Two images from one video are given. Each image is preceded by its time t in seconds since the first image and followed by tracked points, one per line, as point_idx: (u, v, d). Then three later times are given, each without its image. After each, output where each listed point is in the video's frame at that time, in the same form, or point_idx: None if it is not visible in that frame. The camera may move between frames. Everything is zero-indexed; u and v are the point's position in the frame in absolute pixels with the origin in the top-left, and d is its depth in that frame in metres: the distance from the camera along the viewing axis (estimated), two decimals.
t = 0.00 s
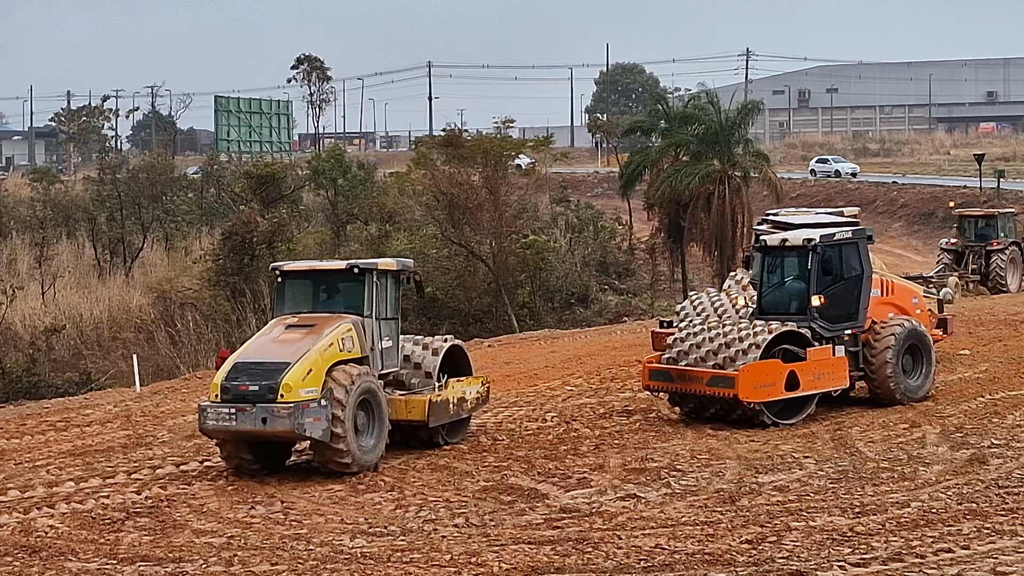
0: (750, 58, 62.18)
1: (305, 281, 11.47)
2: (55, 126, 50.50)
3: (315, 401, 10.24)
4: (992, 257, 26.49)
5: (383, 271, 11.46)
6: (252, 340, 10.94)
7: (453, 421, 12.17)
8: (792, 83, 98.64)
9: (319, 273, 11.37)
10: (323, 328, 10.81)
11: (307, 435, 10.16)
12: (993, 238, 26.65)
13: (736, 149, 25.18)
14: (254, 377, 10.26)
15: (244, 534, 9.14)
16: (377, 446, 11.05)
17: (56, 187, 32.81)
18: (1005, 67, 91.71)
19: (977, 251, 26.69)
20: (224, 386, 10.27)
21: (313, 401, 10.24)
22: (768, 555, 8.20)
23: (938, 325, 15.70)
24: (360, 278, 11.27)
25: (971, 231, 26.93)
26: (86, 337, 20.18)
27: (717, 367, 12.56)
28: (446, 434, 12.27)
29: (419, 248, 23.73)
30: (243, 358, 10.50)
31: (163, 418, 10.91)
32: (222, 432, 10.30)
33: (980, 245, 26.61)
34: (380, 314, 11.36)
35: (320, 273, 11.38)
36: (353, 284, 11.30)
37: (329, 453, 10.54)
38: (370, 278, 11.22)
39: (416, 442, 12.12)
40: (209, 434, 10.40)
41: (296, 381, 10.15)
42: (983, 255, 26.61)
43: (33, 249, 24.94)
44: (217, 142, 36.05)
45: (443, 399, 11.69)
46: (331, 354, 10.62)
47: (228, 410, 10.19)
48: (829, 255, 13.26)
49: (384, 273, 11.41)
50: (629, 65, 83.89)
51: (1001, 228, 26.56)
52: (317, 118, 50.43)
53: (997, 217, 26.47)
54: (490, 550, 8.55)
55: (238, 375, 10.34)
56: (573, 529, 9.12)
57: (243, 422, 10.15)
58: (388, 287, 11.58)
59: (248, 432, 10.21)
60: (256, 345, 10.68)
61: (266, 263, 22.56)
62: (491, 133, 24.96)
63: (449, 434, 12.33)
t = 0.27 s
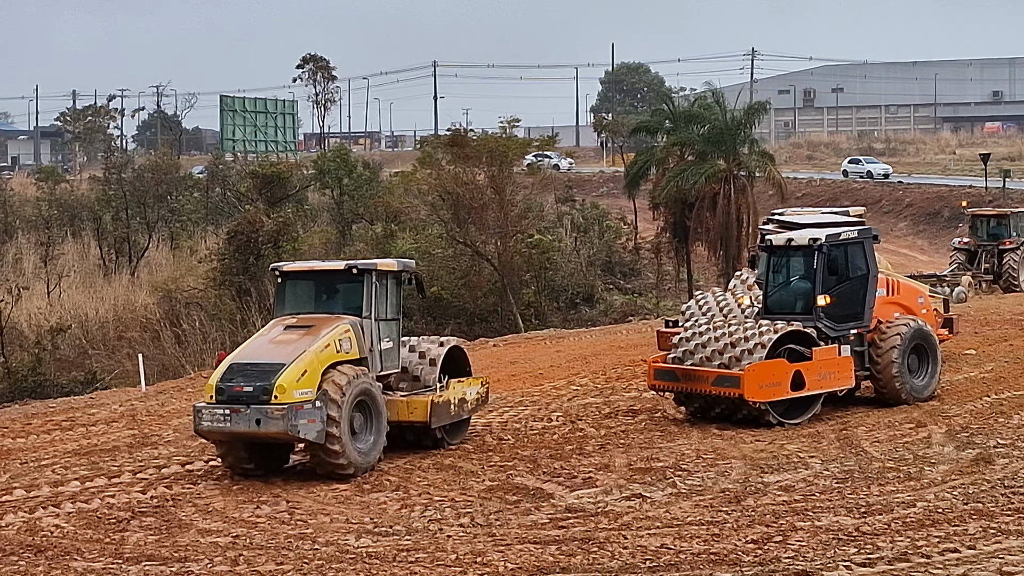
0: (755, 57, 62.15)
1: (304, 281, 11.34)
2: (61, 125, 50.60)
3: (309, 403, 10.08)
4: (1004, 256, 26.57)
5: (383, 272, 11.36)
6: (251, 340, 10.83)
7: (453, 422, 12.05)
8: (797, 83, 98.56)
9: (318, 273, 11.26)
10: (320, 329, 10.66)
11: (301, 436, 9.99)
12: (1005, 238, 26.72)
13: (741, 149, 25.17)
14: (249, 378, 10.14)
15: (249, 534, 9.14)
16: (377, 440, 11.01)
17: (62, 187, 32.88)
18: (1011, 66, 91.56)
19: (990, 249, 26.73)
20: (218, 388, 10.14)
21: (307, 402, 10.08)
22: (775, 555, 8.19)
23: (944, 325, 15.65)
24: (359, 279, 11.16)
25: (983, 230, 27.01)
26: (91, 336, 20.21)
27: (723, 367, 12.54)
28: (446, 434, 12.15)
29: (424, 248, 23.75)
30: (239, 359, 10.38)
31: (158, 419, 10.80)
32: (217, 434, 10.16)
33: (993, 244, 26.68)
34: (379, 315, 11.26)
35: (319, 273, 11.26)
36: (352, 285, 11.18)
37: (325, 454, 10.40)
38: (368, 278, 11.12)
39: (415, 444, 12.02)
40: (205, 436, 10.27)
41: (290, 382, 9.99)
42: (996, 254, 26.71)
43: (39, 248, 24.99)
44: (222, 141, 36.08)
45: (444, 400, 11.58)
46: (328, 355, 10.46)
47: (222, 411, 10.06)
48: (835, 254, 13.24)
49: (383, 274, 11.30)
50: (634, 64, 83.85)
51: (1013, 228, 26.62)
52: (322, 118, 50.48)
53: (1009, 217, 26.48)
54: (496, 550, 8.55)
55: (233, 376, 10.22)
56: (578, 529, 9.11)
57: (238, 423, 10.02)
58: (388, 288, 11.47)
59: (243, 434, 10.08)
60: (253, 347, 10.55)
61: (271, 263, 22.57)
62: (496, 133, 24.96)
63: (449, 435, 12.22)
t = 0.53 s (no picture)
0: (764, 57, 62.07)
1: (310, 282, 11.29)
2: (70, 125, 50.71)
3: (310, 405, 10.09)
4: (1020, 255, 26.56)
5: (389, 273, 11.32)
6: (255, 340, 10.83)
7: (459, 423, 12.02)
8: (807, 83, 98.38)
9: (323, 274, 11.22)
10: (324, 330, 10.65)
11: (301, 438, 10.01)
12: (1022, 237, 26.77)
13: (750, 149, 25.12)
14: (250, 379, 10.13)
15: (258, 533, 9.16)
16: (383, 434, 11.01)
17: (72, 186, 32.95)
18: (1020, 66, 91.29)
19: (1007, 248, 26.74)
20: (219, 388, 10.15)
21: (307, 404, 10.08)
22: (784, 555, 8.18)
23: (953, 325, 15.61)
24: (364, 280, 11.12)
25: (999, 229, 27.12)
26: (100, 336, 20.27)
27: (733, 366, 12.53)
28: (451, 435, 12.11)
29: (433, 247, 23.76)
30: (241, 359, 10.37)
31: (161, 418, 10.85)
32: (218, 434, 10.16)
33: (1009, 244, 26.72)
34: (384, 317, 11.21)
35: (324, 273, 11.22)
36: (356, 286, 11.14)
37: (324, 454, 10.34)
38: (373, 279, 11.07)
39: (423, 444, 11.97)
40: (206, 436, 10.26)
41: (290, 384, 10.00)
42: (1013, 253, 26.71)
43: (48, 248, 25.06)
44: (231, 141, 36.14)
45: (451, 400, 11.58)
46: (330, 356, 10.46)
47: (223, 412, 10.06)
48: (844, 254, 13.22)
49: (388, 275, 11.25)
50: (643, 64, 83.78)
51: None
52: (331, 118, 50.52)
53: None
54: (505, 549, 8.56)
55: (234, 377, 10.21)
56: (588, 529, 9.12)
57: (238, 424, 10.02)
58: (394, 289, 11.42)
59: (243, 435, 10.08)
60: (256, 347, 10.54)
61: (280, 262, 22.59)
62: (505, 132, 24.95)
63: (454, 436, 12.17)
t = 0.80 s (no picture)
0: (774, 56, 61.98)
1: (318, 281, 11.24)
2: (81, 125, 50.85)
3: (313, 406, 10.08)
4: None
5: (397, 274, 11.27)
6: (261, 340, 10.83)
7: (467, 424, 11.99)
8: (817, 82, 98.19)
9: (330, 274, 11.16)
10: (330, 331, 10.64)
11: (303, 440, 10.01)
12: None
13: (761, 147, 25.06)
14: (254, 379, 10.12)
15: (269, 532, 9.18)
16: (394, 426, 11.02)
17: (82, 186, 33.07)
18: None
19: None
20: (223, 388, 10.14)
21: (311, 406, 10.08)
22: (795, 555, 8.17)
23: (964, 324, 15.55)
24: (371, 280, 11.07)
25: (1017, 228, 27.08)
26: (111, 335, 20.33)
27: (744, 365, 12.51)
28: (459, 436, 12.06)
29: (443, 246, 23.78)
30: (246, 359, 10.35)
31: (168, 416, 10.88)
32: (221, 435, 10.19)
33: None
34: (391, 318, 11.17)
35: (332, 273, 11.18)
36: (364, 287, 11.08)
37: (326, 454, 10.33)
38: (380, 280, 11.03)
39: (431, 445, 11.92)
40: (210, 436, 10.28)
41: (293, 386, 9.97)
42: None
43: (59, 247, 25.14)
44: (241, 140, 36.20)
45: (458, 402, 11.54)
46: (335, 358, 10.44)
47: (226, 413, 10.06)
48: (855, 253, 13.20)
49: (395, 276, 11.21)
50: (653, 63, 83.70)
51: None
52: (341, 118, 50.56)
53: None
54: (516, 549, 8.56)
55: (238, 377, 10.19)
56: (599, 528, 9.12)
57: (241, 425, 10.02)
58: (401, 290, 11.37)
59: (246, 435, 10.07)
60: (261, 347, 10.52)
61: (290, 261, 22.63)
62: (515, 131, 24.97)
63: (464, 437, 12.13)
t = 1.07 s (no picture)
0: (786, 55, 61.86)
1: (325, 282, 11.21)
2: (93, 125, 50.98)
3: (316, 407, 10.05)
4: None
5: (404, 274, 11.21)
6: (266, 340, 10.80)
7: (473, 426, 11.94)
8: (829, 82, 97.98)
9: (337, 274, 11.13)
10: (335, 332, 10.61)
11: (306, 441, 9.98)
12: None
13: (773, 146, 24.98)
14: (257, 380, 10.08)
15: (280, 532, 9.20)
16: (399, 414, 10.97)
17: (93, 185, 33.17)
18: None
19: None
20: (226, 389, 10.11)
21: (314, 406, 10.04)
22: (807, 555, 8.16)
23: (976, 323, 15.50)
24: (378, 281, 11.02)
25: None
26: (122, 334, 20.40)
27: (755, 365, 12.50)
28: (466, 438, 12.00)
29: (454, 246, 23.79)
30: (250, 359, 10.33)
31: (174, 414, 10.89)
32: (225, 435, 10.15)
33: None
34: (397, 319, 11.12)
35: (339, 273, 11.14)
36: (371, 288, 11.04)
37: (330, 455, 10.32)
38: (387, 281, 10.97)
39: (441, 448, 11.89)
40: (213, 437, 10.26)
41: (297, 386, 9.93)
42: None
43: (70, 246, 25.22)
44: (253, 140, 36.28)
45: (465, 404, 11.50)
46: (339, 359, 10.41)
47: (229, 413, 10.03)
48: (867, 253, 13.17)
49: (402, 277, 11.14)
50: (664, 62, 83.65)
51: None
52: (352, 117, 50.61)
53: None
54: (527, 548, 8.57)
55: (242, 377, 10.16)
56: (610, 528, 9.13)
57: (244, 426, 9.99)
58: (407, 292, 11.31)
59: (249, 436, 10.05)
60: (266, 348, 10.49)
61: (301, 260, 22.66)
62: (527, 131, 24.98)
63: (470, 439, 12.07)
